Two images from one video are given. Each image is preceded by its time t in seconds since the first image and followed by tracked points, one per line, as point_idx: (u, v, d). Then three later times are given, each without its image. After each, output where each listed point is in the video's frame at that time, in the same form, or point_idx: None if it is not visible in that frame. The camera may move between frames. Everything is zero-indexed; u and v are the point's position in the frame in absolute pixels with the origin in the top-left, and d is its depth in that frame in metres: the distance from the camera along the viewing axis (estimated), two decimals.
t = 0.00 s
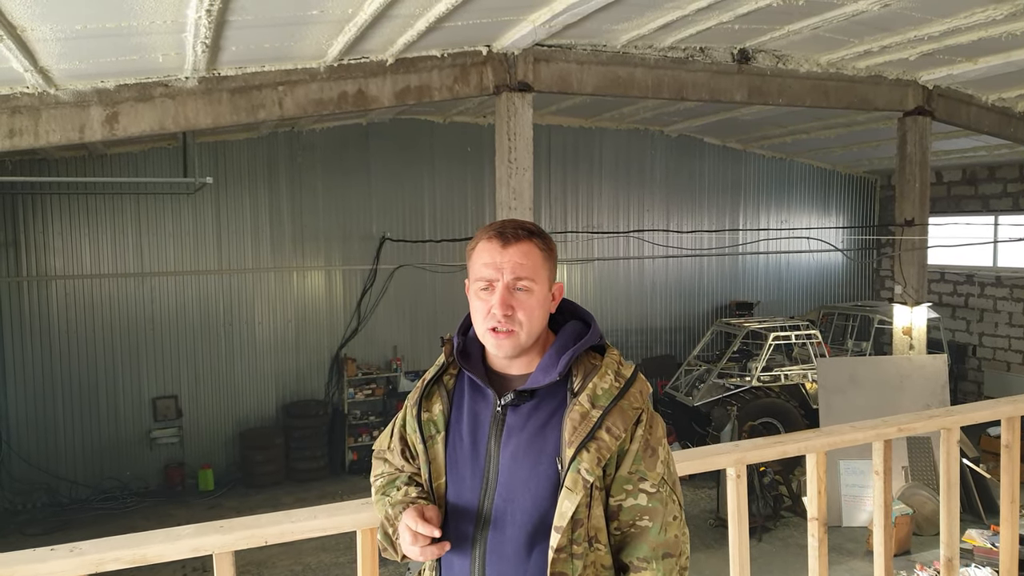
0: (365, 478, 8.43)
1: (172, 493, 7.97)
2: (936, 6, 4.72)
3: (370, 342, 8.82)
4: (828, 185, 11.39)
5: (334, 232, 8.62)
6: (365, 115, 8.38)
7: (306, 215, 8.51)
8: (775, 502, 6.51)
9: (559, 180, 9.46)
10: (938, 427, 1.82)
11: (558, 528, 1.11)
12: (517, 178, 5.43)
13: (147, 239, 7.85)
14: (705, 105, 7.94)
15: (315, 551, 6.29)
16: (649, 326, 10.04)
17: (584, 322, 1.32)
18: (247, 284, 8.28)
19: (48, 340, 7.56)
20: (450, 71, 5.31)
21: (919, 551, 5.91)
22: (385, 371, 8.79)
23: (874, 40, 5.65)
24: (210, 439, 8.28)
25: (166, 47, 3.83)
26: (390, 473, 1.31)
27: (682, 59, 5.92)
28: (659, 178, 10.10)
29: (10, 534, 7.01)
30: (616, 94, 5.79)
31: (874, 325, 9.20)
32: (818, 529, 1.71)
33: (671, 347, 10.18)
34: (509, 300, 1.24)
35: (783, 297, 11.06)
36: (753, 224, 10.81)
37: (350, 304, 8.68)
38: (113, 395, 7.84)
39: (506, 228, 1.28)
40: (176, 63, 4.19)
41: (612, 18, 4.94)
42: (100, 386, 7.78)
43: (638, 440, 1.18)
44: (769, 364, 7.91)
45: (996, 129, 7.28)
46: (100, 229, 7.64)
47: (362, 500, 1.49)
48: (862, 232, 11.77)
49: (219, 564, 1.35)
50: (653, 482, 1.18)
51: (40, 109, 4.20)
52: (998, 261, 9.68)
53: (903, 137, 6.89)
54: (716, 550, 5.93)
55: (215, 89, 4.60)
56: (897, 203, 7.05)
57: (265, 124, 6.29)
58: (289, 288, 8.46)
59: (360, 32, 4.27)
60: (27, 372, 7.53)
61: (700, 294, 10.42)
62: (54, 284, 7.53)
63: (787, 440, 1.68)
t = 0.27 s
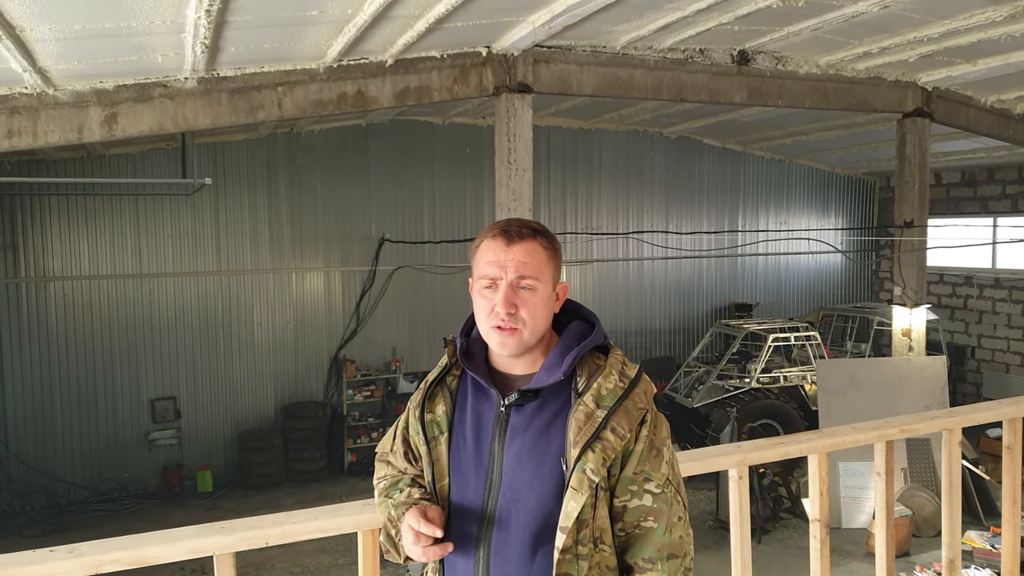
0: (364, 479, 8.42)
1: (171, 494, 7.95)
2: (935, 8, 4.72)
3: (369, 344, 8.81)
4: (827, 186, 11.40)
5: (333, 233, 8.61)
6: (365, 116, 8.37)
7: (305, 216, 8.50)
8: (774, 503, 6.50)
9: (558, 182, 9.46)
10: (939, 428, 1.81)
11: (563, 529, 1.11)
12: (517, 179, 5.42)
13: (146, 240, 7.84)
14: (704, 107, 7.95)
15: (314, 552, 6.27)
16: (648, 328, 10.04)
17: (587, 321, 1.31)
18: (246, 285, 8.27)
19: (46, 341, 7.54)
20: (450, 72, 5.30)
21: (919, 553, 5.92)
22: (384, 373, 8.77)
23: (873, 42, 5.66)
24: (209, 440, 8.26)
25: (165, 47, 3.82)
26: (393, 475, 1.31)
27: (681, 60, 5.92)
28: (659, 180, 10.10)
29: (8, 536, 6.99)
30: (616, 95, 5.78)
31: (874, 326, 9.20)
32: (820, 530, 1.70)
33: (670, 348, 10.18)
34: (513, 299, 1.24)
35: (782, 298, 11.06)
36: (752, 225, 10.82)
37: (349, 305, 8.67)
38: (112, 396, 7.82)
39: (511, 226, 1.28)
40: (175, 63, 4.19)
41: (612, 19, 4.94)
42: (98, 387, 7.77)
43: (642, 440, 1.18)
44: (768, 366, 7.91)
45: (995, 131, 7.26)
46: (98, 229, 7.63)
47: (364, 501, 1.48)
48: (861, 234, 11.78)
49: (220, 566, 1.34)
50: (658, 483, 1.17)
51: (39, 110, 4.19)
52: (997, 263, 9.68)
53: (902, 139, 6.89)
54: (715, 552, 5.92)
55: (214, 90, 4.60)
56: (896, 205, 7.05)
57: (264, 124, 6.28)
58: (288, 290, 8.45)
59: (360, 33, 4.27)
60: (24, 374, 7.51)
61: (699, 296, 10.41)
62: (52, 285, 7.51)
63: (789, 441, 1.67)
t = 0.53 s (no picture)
0: (361, 480, 8.40)
1: (167, 496, 7.92)
2: (931, 8, 4.73)
3: (365, 344, 8.80)
4: (823, 186, 11.41)
5: (330, 234, 8.59)
6: (361, 117, 8.36)
7: (301, 217, 8.48)
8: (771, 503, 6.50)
9: (555, 182, 9.46)
10: (938, 428, 1.80)
11: (564, 531, 1.10)
12: (514, 179, 5.42)
13: (142, 241, 7.81)
14: (700, 107, 7.96)
15: (310, 554, 6.25)
16: (645, 328, 10.04)
17: (587, 323, 1.31)
18: (242, 286, 8.25)
19: (40, 342, 7.50)
20: (447, 73, 5.29)
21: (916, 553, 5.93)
22: (381, 374, 8.75)
23: (869, 42, 5.66)
24: (205, 442, 8.23)
25: (160, 47, 3.81)
26: (391, 477, 1.30)
27: (678, 60, 5.92)
28: (655, 180, 10.10)
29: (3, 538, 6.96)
30: (613, 95, 5.78)
31: (870, 326, 9.21)
32: (819, 531, 1.69)
33: (667, 349, 10.18)
34: (513, 301, 1.23)
35: (779, 298, 11.06)
36: (748, 225, 10.83)
37: (345, 306, 8.65)
38: (107, 398, 7.79)
39: (511, 227, 1.26)
40: (170, 63, 4.17)
41: (608, 19, 4.94)
42: (94, 389, 7.73)
43: (643, 441, 1.17)
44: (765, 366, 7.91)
45: (991, 131, 7.25)
46: (93, 230, 7.59)
47: (361, 503, 1.47)
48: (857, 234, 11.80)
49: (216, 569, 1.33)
50: (659, 485, 1.16)
51: (32, 110, 4.18)
52: (993, 263, 9.70)
53: (899, 139, 6.89)
54: (713, 552, 5.92)
55: (209, 90, 4.58)
56: (893, 205, 7.06)
57: (260, 124, 6.27)
58: (284, 291, 8.42)
59: (356, 32, 4.25)
60: (18, 375, 7.47)
61: (696, 296, 10.42)
62: (46, 286, 7.48)
63: (788, 441, 1.66)
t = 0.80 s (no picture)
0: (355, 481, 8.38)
1: (160, 497, 7.88)
2: (926, 8, 4.73)
3: (360, 344, 8.76)
4: (818, 186, 11.42)
5: (324, 233, 8.56)
6: (355, 116, 8.32)
7: (295, 216, 8.44)
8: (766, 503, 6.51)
9: (550, 182, 9.45)
10: (935, 429, 1.78)
11: (562, 535, 1.08)
12: (509, 179, 5.40)
13: (134, 240, 7.76)
14: (696, 106, 7.95)
15: (305, 555, 6.22)
16: (640, 328, 10.03)
17: (584, 322, 1.29)
18: (235, 285, 8.21)
19: (32, 341, 7.45)
20: (441, 71, 5.27)
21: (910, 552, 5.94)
22: (375, 374, 8.71)
23: (864, 41, 5.66)
24: (198, 442, 8.19)
25: (152, 45, 3.78)
26: (385, 480, 1.28)
27: (673, 59, 5.91)
28: (650, 180, 10.10)
29: None
30: (608, 94, 5.76)
31: (865, 326, 9.22)
32: (816, 532, 1.68)
33: (662, 348, 10.18)
34: (511, 300, 1.21)
35: (774, 298, 11.08)
36: (743, 225, 10.84)
37: (340, 306, 8.62)
38: (100, 398, 7.74)
39: (509, 224, 1.24)
40: (162, 61, 4.14)
41: (603, 18, 4.92)
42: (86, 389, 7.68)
43: (641, 443, 1.15)
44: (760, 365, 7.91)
45: (985, 131, 7.26)
46: (85, 229, 7.55)
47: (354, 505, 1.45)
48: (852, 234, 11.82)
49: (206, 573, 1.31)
50: (657, 487, 1.15)
51: (23, 108, 4.15)
52: (986, 263, 9.73)
53: (893, 139, 6.90)
54: (709, 551, 5.91)
55: (202, 88, 4.55)
56: (888, 204, 7.06)
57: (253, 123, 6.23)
58: (278, 291, 8.38)
59: (350, 30, 4.23)
60: (9, 376, 7.42)
61: (691, 296, 10.42)
62: (38, 286, 7.43)
63: (785, 442, 1.64)
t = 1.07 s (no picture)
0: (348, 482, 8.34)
1: (152, 499, 7.83)
2: (919, 8, 4.74)
3: (353, 344, 8.73)
4: (811, 187, 11.45)
5: (317, 233, 8.52)
6: (349, 115, 8.29)
7: (289, 216, 8.41)
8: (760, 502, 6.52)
9: (544, 182, 9.44)
10: (933, 429, 1.76)
11: (562, 536, 1.07)
12: (503, 178, 5.38)
13: (126, 240, 7.71)
14: (689, 106, 7.95)
15: (298, 557, 6.19)
16: (635, 328, 10.03)
17: (584, 320, 1.28)
18: (228, 286, 8.17)
19: (23, 342, 7.40)
20: (435, 70, 5.25)
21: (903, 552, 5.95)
22: (369, 374, 8.68)
23: (858, 42, 5.67)
24: (190, 443, 8.15)
25: (144, 43, 3.75)
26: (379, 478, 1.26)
27: (668, 59, 5.91)
28: (644, 180, 10.11)
29: None
30: (603, 94, 5.76)
31: (858, 326, 9.25)
32: (814, 532, 1.66)
33: (656, 348, 10.18)
34: (511, 299, 1.20)
35: (767, 298, 11.10)
36: (737, 226, 10.85)
37: (333, 306, 8.58)
38: (91, 399, 7.70)
39: (509, 222, 1.23)
40: (154, 59, 4.11)
41: (598, 17, 4.91)
42: (77, 389, 7.63)
43: (641, 443, 1.14)
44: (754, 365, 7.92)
45: (978, 132, 7.28)
46: (76, 229, 7.49)
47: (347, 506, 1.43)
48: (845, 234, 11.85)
49: None
50: (657, 487, 1.14)
51: (13, 107, 4.12)
52: (979, 263, 9.76)
53: (886, 139, 6.91)
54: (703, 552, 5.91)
55: (195, 87, 4.52)
56: (881, 204, 7.07)
57: (246, 122, 6.20)
58: (271, 291, 8.34)
59: (343, 29, 4.21)
60: None
61: (685, 296, 10.42)
62: (28, 286, 7.37)
63: (783, 442, 1.63)
